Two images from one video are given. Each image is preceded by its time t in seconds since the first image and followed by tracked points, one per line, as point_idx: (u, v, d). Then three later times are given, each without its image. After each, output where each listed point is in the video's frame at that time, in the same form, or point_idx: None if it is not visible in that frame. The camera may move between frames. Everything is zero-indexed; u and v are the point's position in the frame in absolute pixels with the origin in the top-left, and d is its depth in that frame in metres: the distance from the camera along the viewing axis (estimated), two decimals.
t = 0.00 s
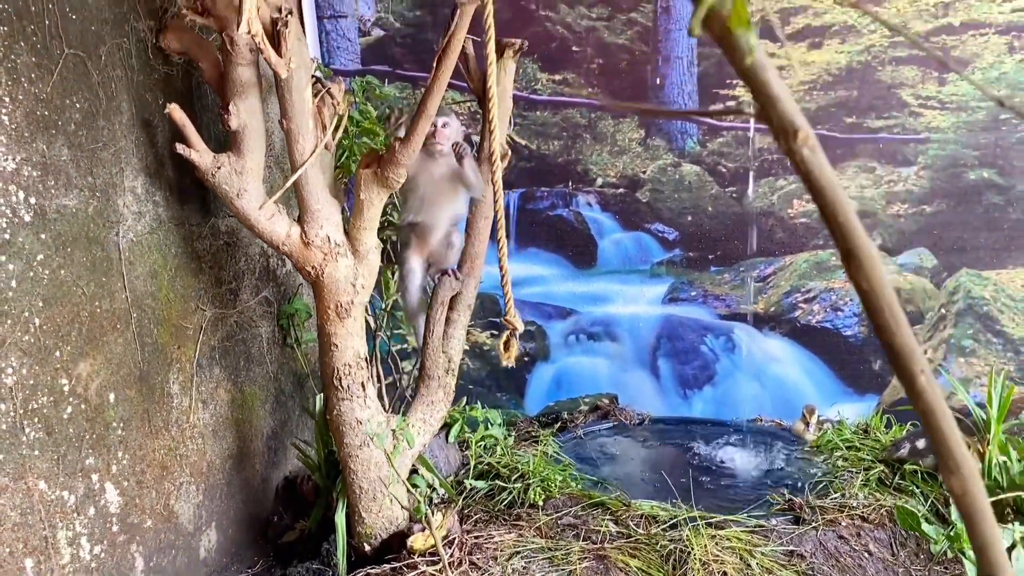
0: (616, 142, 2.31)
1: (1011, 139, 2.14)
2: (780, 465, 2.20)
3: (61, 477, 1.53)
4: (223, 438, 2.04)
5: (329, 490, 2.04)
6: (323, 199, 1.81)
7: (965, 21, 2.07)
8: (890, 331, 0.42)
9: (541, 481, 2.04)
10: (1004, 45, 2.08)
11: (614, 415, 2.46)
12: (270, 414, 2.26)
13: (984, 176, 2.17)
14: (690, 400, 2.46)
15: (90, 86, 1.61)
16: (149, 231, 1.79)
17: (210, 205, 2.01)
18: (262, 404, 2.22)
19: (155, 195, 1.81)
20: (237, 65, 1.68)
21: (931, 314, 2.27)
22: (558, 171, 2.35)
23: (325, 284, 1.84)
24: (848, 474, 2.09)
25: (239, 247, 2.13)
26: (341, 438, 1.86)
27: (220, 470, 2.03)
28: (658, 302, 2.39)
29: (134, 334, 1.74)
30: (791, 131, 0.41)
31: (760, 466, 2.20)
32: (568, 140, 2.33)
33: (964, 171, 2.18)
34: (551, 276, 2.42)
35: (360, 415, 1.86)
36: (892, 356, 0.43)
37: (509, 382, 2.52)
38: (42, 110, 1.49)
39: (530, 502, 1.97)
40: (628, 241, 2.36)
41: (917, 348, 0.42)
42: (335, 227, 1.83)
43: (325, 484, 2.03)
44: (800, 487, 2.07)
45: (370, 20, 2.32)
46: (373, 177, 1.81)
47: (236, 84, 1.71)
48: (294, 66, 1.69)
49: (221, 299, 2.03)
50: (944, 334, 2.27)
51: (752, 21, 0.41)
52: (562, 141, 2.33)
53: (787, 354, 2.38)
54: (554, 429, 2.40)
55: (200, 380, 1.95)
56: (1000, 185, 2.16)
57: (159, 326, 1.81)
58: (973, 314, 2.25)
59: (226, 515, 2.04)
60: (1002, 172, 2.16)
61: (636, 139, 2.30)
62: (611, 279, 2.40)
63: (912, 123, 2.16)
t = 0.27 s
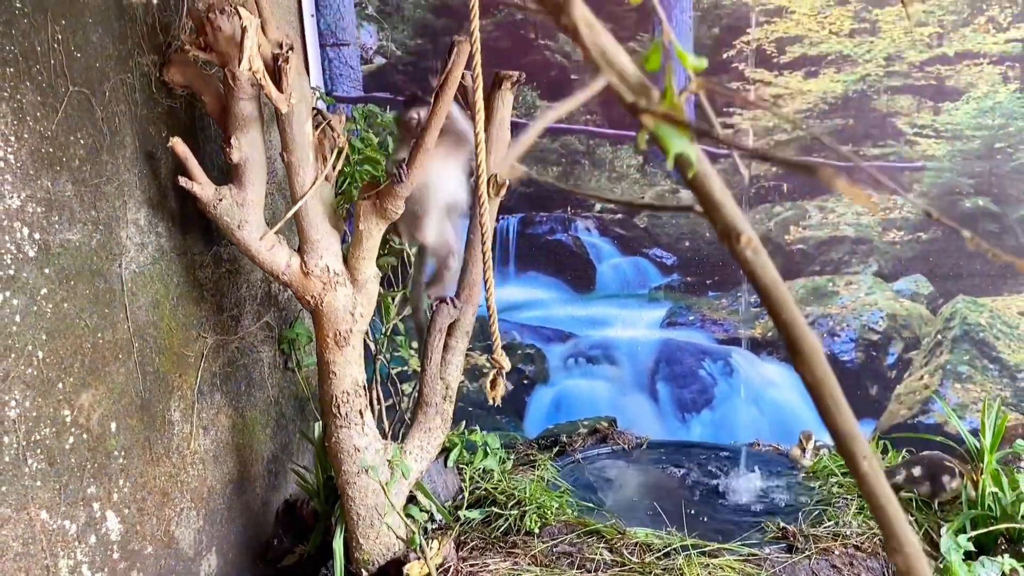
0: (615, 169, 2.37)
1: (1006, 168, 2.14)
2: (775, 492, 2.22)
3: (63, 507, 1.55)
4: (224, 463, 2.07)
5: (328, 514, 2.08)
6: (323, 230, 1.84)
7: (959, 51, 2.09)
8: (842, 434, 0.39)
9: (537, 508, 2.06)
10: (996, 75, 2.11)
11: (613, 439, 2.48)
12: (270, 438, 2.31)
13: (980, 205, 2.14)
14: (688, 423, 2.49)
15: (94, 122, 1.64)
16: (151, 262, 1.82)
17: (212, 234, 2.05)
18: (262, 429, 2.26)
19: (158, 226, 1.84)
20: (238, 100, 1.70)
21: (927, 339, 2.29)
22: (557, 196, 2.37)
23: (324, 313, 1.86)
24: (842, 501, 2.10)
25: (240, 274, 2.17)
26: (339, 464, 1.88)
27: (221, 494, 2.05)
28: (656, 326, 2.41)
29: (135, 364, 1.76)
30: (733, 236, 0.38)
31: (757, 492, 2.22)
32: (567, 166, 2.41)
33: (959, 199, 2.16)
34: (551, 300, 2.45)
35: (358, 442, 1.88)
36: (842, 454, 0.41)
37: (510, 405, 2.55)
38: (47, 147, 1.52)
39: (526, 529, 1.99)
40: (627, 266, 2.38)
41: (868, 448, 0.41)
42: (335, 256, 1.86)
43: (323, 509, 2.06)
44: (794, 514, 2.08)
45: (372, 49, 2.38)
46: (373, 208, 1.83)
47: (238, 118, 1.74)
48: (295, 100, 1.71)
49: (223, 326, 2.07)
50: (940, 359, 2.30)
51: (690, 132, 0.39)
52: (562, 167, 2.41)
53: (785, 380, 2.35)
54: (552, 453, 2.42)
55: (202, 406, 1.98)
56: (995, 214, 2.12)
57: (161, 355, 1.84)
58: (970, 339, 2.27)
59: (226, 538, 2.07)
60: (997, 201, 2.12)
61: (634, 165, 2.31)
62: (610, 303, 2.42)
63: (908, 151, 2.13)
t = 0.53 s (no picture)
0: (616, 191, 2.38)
1: (1003, 191, 2.16)
2: (771, 513, 2.23)
3: (66, 531, 1.56)
4: (226, 483, 2.09)
5: (328, 535, 2.09)
6: (325, 254, 1.86)
7: (956, 76, 2.11)
8: (785, 459, 0.46)
9: (536, 530, 2.08)
10: (994, 99, 2.11)
11: (613, 459, 2.47)
12: (272, 458, 2.33)
13: (978, 227, 2.19)
14: (688, 444, 2.48)
15: (99, 150, 1.67)
16: (155, 286, 1.85)
17: (215, 258, 2.08)
18: (264, 449, 2.28)
19: (161, 251, 1.87)
20: (240, 127, 1.73)
21: (926, 361, 2.29)
22: (558, 217, 2.39)
23: (325, 336, 1.88)
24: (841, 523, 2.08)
25: (242, 295, 2.20)
26: (339, 486, 1.90)
27: (222, 513, 2.07)
28: (656, 346, 2.41)
29: (138, 387, 1.78)
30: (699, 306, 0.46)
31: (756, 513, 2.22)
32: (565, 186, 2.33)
33: (958, 222, 2.20)
34: (551, 320, 2.45)
35: (358, 464, 1.90)
36: (785, 476, 0.47)
37: (510, 424, 2.53)
38: (53, 176, 1.54)
39: (525, 552, 2.01)
40: (626, 286, 2.40)
41: (804, 470, 0.47)
42: (336, 280, 1.88)
43: (323, 529, 2.08)
44: (791, 536, 2.08)
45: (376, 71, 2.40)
46: (373, 233, 1.85)
47: (240, 145, 1.76)
48: (297, 128, 1.73)
49: (225, 347, 2.10)
50: (938, 381, 2.29)
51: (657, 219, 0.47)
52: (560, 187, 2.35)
53: (784, 401, 2.38)
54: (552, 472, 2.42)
55: (204, 428, 2.00)
56: (992, 237, 2.18)
57: (163, 378, 1.86)
58: (969, 361, 2.27)
59: (228, 558, 2.08)
60: (995, 224, 2.18)
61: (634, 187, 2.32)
62: (611, 323, 2.43)
63: (905, 174, 2.19)
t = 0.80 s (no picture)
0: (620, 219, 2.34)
1: (1007, 220, 2.17)
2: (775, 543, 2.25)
3: (78, 564, 1.58)
4: (235, 510, 2.11)
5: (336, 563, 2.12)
6: (333, 286, 1.88)
7: (959, 106, 2.13)
8: (770, 547, 0.54)
9: (541, 560, 2.12)
10: (996, 129, 2.13)
11: (619, 483, 2.48)
12: (281, 483, 2.35)
13: (981, 256, 2.20)
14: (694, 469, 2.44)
15: (113, 187, 1.70)
16: (167, 318, 1.88)
17: (226, 288, 2.11)
18: (274, 475, 2.31)
19: (173, 283, 1.90)
20: (251, 162, 1.75)
21: (931, 389, 2.29)
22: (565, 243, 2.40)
23: (334, 368, 1.90)
24: (846, 554, 2.12)
25: (253, 323, 2.23)
26: (347, 516, 1.93)
27: (233, 541, 2.09)
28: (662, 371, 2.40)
29: (151, 418, 1.81)
30: (689, 409, 0.55)
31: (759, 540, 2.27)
32: (573, 215, 2.38)
33: (960, 250, 2.21)
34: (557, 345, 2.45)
35: (366, 493, 1.92)
36: (773, 563, 0.55)
37: (516, 449, 2.50)
38: (68, 215, 1.57)
39: None
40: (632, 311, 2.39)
41: (790, 557, 0.54)
42: (344, 312, 1.90)
43: (331, 557, 2.10)
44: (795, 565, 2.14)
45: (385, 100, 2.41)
46: (381, 266, 1.86)
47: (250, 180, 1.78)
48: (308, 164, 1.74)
49: (235, 376, 2.13)
50: (943, 409, 2.30)
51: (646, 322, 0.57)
52: (568, 215, 2.38)
53: (789, 426, 2.38)
54: (559, 497, 2.46)
55: (215, 457, 2.03)
56: (996, 265, 2.19)
57: (175, 409, 1.89)
58: (973, 388, 2.27)
59: None
60: (999, 253, 2.18)
61: (639, 214, 2.34)
62: (618, 349, 2.44)
63: (909, 203, 2.20)
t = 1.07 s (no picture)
0: (631, 242, 2.35)
1: (1015, 247, 2.18)
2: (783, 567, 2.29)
3: None
4: (251, 536, 2.13)
5: None
6: (348, 316, 1.90)
7: (967, 134, 2.15)
8: None
9: None
10: (1005, 157, 2.15)
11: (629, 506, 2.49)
12: (296, 507, 2.38)
13: (990, 282, 2.20)
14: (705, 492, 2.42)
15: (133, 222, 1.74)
16: (186, 348, 1.90)
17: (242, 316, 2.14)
18: (288, 499, 2.33)
19: (191, 314, 1.93)
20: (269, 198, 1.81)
21: (940, 414, 2.30)
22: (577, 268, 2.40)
23: (348, 396, 1.92)
24: None
25: (268, 349, 2.26)
26: (361, 544, 1.95)
27: (248, 565, 2.12)
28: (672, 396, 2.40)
29: (169, 447, 1.84)
30: (700, 499, 0.61)
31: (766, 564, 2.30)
32: (584, 239, 2.36)
33: (969, 277, 2.21)
34: (568, 369, 2.49)
35: (379, 521, 1.94)
36: None
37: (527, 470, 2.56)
38: (89, 252, 1.60)
39: None
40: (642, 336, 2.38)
41: None
42: (358, 341, 1.92)
43: None
44: None
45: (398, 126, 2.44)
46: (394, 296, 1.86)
47: (267, 214, 1.83)
48: (322, 199, 1.80)
49: (251, 403, 2.16)
50: (953, 434, 2.31)
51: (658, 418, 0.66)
52: (578, 240, 2.36)
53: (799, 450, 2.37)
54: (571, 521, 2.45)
55: (231, 483, 2.05)
56: (1005, 291, 2.20)
57: (192, 438, 1.92)
58: (983, 413, 2.28)
59: None
60: (1008, 279, 2.19)
61: (650, 240, 2.35)
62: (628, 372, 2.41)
63: (918, 230, 2.22)
